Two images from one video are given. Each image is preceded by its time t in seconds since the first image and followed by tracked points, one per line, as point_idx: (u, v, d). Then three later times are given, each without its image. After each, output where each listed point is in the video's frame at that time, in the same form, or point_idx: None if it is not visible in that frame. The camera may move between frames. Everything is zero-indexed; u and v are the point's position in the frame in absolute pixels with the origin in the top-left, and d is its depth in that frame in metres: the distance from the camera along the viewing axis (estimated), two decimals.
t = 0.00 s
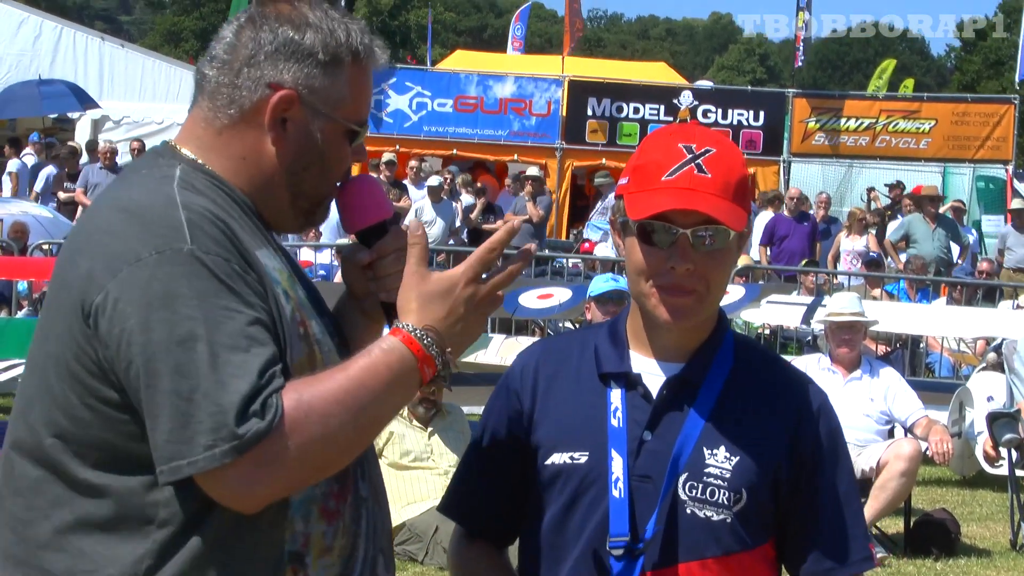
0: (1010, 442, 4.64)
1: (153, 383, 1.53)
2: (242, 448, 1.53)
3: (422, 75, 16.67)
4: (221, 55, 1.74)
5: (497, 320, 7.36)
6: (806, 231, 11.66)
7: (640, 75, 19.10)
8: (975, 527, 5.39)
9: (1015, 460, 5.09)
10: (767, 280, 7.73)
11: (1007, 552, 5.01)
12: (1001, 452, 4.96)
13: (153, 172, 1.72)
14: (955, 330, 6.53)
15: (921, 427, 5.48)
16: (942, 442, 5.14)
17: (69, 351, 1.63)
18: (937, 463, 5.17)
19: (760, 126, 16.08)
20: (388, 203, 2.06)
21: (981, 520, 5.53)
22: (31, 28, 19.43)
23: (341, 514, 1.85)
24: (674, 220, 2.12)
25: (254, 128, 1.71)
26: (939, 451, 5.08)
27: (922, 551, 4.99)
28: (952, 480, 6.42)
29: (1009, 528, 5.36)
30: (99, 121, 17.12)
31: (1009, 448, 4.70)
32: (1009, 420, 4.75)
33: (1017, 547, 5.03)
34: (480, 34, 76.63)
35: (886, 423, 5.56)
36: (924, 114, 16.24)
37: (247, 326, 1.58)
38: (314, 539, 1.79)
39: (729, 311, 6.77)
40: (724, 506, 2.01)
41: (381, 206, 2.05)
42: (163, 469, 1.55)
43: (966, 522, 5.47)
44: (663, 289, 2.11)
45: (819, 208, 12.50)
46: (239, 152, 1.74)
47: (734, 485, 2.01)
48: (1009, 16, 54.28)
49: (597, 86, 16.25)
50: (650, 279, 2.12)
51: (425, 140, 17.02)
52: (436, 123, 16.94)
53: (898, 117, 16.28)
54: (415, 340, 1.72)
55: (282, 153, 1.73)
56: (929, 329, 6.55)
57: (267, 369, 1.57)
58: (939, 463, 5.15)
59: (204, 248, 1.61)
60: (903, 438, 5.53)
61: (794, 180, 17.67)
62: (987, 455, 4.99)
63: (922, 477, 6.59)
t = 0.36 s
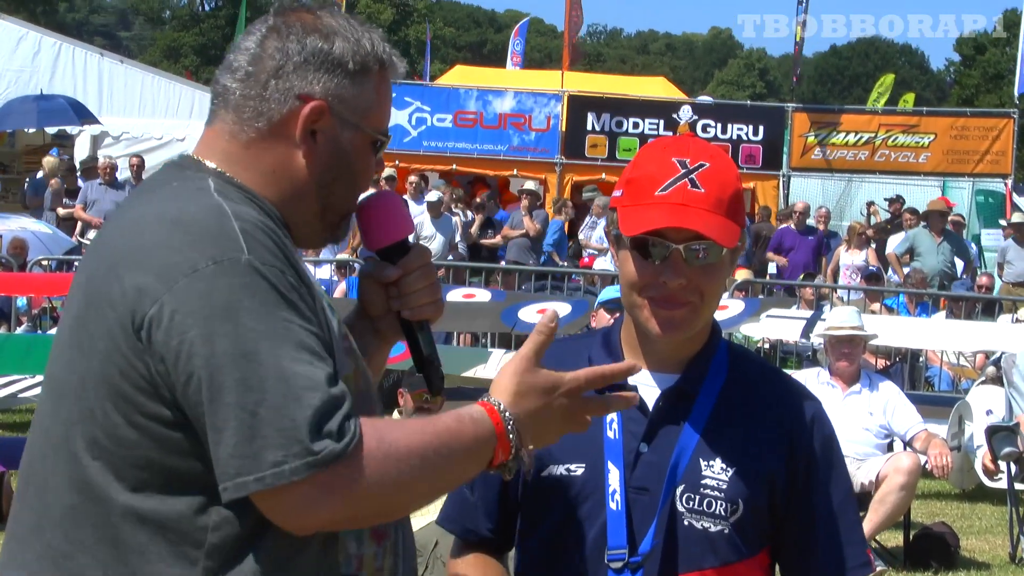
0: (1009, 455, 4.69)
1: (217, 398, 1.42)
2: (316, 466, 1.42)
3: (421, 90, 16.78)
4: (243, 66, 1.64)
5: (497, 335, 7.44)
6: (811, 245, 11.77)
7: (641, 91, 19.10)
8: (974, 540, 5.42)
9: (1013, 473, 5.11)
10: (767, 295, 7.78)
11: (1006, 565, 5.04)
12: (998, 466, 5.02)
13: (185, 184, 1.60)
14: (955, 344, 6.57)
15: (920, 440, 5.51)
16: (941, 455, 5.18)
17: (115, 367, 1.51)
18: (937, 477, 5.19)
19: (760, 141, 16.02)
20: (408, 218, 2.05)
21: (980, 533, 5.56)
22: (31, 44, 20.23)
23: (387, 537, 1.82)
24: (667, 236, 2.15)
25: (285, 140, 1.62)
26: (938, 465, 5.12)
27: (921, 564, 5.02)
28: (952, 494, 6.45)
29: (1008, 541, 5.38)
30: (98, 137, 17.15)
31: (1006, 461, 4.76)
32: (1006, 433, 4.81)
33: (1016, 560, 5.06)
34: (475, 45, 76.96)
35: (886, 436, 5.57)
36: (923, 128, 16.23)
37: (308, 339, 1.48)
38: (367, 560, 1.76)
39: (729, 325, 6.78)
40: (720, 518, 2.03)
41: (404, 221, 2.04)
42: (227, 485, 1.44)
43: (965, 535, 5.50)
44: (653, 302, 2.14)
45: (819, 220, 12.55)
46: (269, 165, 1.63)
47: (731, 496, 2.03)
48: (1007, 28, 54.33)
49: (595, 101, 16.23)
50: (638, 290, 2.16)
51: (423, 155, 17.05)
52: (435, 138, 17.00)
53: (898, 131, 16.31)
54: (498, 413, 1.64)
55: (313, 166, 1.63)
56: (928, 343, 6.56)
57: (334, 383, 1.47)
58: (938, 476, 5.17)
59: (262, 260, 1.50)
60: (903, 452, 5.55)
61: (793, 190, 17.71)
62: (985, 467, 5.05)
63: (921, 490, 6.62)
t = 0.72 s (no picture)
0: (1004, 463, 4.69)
1: (291, 429, 1.38)
2: (394, 495, 1.41)
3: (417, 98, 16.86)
4: (271, 77, 1.57)
5: (493, 343, 7.46)
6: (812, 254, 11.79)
7: (636, 99, 19.12)
8: (969, 547, 5.43)
9: (1008, 481, 5.12)
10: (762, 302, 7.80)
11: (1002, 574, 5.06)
12: (994, 474, 5.03)
13: (219, 203, 1.52)
14: (951, 351, 6.58)
15: (915, 448, 5.53)
16: (936, 463, 5.18)
17: (166, 394, 1.45)
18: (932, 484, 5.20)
19: (755, 150, 16.08)
20: (413, 232, 1.97)
21: (976, 541, 5.56)
22: (26, 52, 20.23)
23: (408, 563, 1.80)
24: (665, 251, 2.14)
25: (314, 157, 1.57)
26: (934, 473, 5.12)
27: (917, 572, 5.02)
28: (947, 502, 6.46)
29: (1003, 548, 5.40)
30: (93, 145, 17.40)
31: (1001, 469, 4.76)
32: (1001, 440, 4.81)
33: (1012, 567, 5.07)
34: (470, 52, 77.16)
35: (880, 444, 5.59)
36: (918, 136, 16.12)
37: (370, 367, 1.45)
38: None
39: (725, 332, 6.88)
40: (714, 530, 2.02)
41: (410, 236, 1.96)
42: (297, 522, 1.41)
43: (961, 543, 5.50)
44: (649, 315, 2.15)
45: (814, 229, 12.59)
46: (297, 180, 1.57)
47: (724, 509, 2.02)
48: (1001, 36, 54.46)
49: (587, 109, 16.28)
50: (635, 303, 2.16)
51: (418, 163, 16.93)
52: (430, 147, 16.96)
53: (892, 139, 16.21)
54: (514, 403, 1.65)
55: (342, 181, 1.59)
56: (923, 350, 6.57)
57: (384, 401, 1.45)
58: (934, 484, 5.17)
59: (324, 287, 1.46)
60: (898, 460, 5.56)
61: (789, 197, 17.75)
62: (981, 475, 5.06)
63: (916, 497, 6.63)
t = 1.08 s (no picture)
0: (997, 464, 4.70)
1: (284, 444, 1.39)
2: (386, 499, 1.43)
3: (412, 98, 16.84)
4: (250, 78, 1.56)
5: (487, 343, 7.48)
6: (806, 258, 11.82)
7: (631, 100, 19.12)
8: (962, 548, 5.44)
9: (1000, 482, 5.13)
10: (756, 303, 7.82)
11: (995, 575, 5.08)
12: (987, 475, 5.04)
13: (198, 210, 1.53)
14: (944, 353, 6.58)
15: (909, 449, 5.52)
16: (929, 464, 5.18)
17: (151, 411, 1.44)
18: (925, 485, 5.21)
19: (749, 150, 16.14)
20: (402, 229, 1.97)
21: (968, 542, 5.58)
22: (20, 51, 20.11)
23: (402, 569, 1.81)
24: (650, 255, 2.14)
25: (295, 161, 1.57)
26: (927, 474, 5.13)
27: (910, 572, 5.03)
28: (941, 503, 6.47)
29: (996, 550, 5.41)
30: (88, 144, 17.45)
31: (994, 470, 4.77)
32: (994, 442, 4.84)
33: (1004, 568, 5.10)
34: (466, 52, 77.07)
35: (873, 446, 5.59)
36: (912, 138, 16.14)
37: (361, 376, 1.46)
38: None
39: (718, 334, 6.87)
40: (700, 533, 2.02)
41: (397, 235, 1.96)
42: (288, 534, 1.42)
43: (954, 544, 5.52)
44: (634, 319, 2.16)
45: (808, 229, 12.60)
46: (279, 183, 1.58)
47: (710, 513, 2.02)
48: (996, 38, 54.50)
49: (583, 109, 16.26)
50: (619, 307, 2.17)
51: (413, 163, 16.98)
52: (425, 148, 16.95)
53: (887, 141, 16.19)
54: (520, 371, 1.69)
55: (326, 181, 1.60)
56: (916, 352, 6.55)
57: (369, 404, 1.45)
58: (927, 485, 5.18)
59: (306, 294, 1.47)
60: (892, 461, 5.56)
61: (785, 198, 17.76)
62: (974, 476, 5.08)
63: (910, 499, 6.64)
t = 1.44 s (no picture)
0: (991, 462, 4.72)
1: (259, 435, 1.39)
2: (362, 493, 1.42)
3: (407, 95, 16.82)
4: (244, 72, 1.56)
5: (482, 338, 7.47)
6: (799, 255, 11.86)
7: (628, 96, 19.12)
8: (956, 546, 5.45)
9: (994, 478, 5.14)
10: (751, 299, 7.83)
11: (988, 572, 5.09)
12: (980, 472, 5.07)
13: (183, 203, 1.53)
14: (938, 349, 6.58)
15: (903, 446, 5.51)
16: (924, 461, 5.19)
17: (127, 402, 1.44)
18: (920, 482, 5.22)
19: (745, 146, 16.15)
20: (400, 223, 1.97)
21: (963, 539, 5.59)
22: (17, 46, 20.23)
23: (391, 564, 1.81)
24: (640, 254, 2.13)
25: (285, 157, 1.56)
26: (921, 471, 5.14)
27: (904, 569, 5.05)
28: (935, 500, 6.48)
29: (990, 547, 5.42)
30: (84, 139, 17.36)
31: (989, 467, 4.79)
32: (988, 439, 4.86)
33: (997, 565, 5.10)
34: (463, 49, 77.08)
35: (869, 443, 5.59)
36: (909, 135, 16.15)
37: (339, 370, 1.46)
38: None
39: (712, 330, 6.82)
40: (686, 531, 2.02)
41: (395, 227, 1.96)
42: (260, 527, 1.41)
43: (948, 541, 5.52)
44: (624, 318, 2.15)
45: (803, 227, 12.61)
46: (270, 178, 1.58)
47: (696, 510, 2.02)
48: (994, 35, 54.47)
49: (581, 106, 16.25)
50: (608, 307, 2.16)
51: (409, 159, 16.99)
52: (421, 143, 16.95)
53: (883, 138, 16.19)
54: (498, 385, 1.70)
55: (318, 178, 1.59)
56: (911, 349, 6.56)
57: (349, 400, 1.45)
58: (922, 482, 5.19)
59: (284, 287, 1.46)
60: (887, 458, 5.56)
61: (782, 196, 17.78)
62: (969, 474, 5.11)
63: (904, 496, 6.65)
